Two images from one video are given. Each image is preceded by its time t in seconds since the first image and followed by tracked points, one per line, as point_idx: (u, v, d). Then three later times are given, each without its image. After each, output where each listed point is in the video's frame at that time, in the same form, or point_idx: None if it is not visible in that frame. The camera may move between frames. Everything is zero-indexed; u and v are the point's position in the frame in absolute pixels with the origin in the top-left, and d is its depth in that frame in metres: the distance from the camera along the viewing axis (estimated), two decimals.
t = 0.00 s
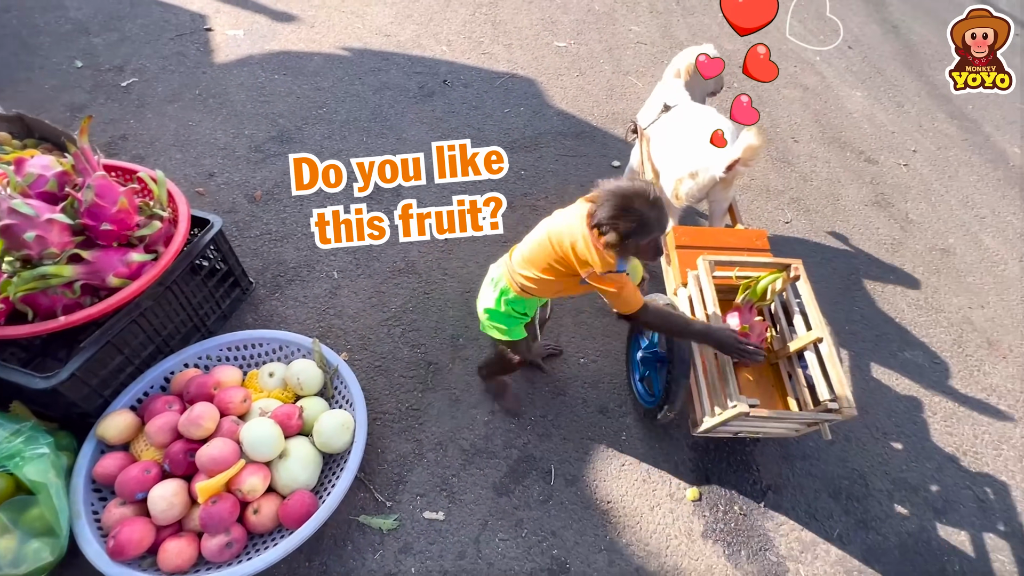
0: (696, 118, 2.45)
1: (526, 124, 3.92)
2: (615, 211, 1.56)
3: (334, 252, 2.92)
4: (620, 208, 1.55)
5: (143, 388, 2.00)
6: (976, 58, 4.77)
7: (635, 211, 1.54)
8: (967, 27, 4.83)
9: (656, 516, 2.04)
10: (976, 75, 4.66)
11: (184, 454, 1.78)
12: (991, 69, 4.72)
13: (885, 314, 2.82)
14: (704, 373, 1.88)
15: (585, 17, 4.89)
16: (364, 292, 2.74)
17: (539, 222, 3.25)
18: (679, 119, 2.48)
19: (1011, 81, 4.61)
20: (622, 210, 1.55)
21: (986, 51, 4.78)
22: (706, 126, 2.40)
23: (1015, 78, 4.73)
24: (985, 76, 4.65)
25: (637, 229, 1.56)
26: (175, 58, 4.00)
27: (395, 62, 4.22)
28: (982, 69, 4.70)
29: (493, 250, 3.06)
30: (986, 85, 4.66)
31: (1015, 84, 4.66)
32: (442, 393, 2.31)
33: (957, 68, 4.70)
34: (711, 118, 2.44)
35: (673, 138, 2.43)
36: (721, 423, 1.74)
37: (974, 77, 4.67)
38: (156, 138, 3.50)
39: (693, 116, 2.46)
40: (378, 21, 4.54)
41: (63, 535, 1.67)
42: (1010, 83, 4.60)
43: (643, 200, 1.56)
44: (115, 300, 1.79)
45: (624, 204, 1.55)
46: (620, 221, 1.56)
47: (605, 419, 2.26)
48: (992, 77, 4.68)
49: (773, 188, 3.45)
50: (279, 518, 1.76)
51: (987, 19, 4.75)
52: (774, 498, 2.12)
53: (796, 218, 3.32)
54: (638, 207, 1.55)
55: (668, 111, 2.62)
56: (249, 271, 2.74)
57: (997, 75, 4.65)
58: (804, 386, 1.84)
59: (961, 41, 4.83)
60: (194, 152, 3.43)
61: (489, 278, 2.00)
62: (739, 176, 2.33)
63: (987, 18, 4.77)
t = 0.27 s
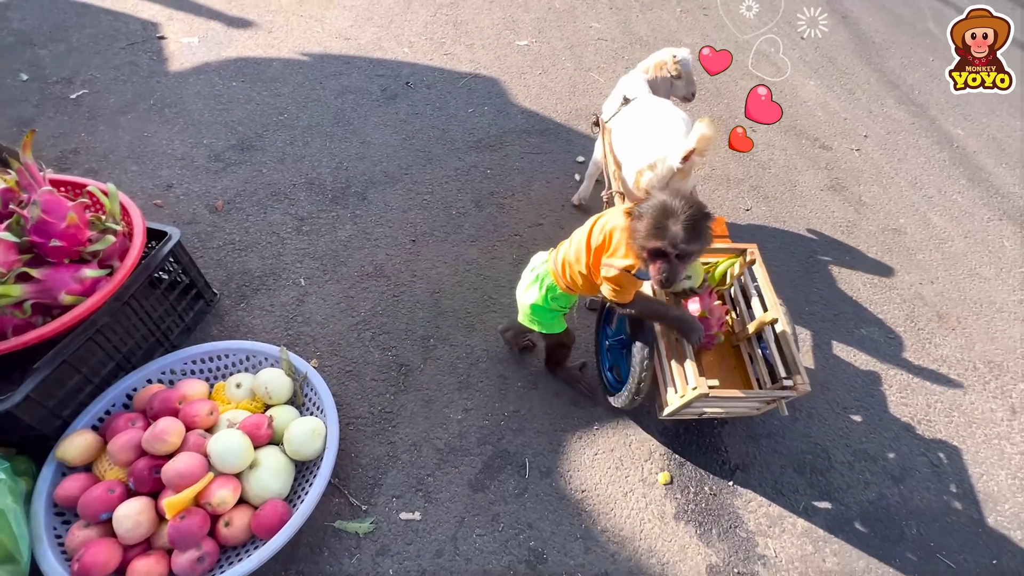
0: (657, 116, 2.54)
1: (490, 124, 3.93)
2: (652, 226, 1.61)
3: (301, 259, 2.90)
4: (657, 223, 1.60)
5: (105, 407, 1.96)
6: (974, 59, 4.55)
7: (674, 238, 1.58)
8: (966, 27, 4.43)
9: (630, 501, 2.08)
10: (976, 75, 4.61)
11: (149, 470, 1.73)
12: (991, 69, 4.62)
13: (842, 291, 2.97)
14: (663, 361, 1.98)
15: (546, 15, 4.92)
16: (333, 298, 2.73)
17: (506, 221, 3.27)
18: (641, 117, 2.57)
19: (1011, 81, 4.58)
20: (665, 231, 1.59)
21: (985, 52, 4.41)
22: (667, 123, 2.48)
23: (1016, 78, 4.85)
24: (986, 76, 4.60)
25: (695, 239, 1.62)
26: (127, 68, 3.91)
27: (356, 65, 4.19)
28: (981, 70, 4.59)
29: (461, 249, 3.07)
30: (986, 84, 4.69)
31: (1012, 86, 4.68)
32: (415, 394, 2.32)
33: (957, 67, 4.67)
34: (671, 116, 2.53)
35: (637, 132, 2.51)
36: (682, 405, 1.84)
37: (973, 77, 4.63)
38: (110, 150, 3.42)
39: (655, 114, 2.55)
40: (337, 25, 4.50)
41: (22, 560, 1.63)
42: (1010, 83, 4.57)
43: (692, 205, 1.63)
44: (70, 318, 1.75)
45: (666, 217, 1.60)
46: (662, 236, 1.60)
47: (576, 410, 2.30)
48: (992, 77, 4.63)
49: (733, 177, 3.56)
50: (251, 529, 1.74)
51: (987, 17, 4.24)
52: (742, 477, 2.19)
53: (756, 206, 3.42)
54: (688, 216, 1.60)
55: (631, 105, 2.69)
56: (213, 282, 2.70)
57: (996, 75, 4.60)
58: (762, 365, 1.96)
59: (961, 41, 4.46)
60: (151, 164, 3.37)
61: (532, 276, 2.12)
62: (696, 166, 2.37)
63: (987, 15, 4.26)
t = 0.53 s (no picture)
0: (629, 109, 2.58)
1: (466, 123, 3.93)
2: (708, 236, 1.70)
3: (278, 264, 2.87)
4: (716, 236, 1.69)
5: (79, 422, 1.91)
6: (975, 59, 4.99)
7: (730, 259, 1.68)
8: (966, 28, 5.00)
9: (614, 492, 2.10)
10: (976, 74, 4.87)
11: (126, 483, 1.68)
12: (991, 69, 4.96)
13: (815, 277, 3.03)
14: (642, 352, 2.01)
15: (518, 14, 4.94)
16: (311, 302, 2.71)
17: (484, 219, 3.28)
18: (614, 111, 2.61)
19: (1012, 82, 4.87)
20: (722, 248, 1.69)
21: (985, 52, 4.97)
22: (638, 116, 2.52)
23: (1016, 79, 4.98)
24: (984, 76, 4.88)
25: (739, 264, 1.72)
26: (92, 76, 3.84)
27: (328, 68, 4.16)
28: (981, 70, 4.94)
29: (440, 248, 3.07)
30: (987, 85, 4.90)
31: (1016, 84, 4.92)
32: (398, 395, 2.32)
33: (958, 68, 4.92)
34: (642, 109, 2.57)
35: (609, 127, 2.56)
36: (661, 394, 1.88)
37: (974, 77, 4.88)
38: (77, 161, 3.35)
39: (627, 107, 2.58)
40: (308, 28, 4.46)
41: None
42: (1011, 83, 4.85)
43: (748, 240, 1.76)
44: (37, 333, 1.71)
45: (726, 236, 1.71)
46: (715, 250, 1.69)
47: (559, 405, 2.33)
48: (991, 77, 4.92)
49: (707, 169, 3.61)
50: (234, 538, 1.71)
51: (987, 18, 4.86)
52: (723, 463, 2.23)
53: (730, 196, 3.47)
54: (744, 244, 1.72)
55: (606, 99, 2.73)
56: (188, 292, 2.66)
57: (997, 76, 4.90)
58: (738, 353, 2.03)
59: (963, 41, 5.04)
60: (120, 173, 3.31)
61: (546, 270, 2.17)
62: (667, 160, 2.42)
63: (987, 18, 4.88)
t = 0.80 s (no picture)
0: (613, 106, 2.60)
1: (453, 123, 3.93)
2: (748, 266, 1.71)
3: (267, 268, 2.86)
4: (756, 269, 1.71)
5: (67, 431, 1.88)
6: (975, 58, 5.07)
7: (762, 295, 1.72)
8: (966, 28, 5.09)
9: (608, 486, 2.12)
10: (976, 74, 4.92)
11: (116, 491, 1.65)
12: (992, 69, 5.00)
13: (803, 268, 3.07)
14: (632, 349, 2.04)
15: (504, 13, 4.94)
16: (301, 305, 2.70)
17: (474, 218, 3.28)
18: (599, 109, 2.63)
19: (1012, 81, 4.88)
20: (760, 283, 1.71)
21: (984, 52, 5.07)
22: (624, 113, 2.54)
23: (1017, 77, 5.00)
24: (985, 75, 4.93)
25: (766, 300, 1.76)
26: (74, 83, 3.80)
27: (314, 70, 4.14)
28: (981, 69, 4.99)
29: (430, 248, 3.07)
30: (987, 85, 4.93)
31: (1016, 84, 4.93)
32: (390, 396, 2.31)
33: (958, 68, 4.96)
34: (629, 106, 2.60)
35: (596, 125, 2.58)
36: (652, 391, 1.92)
37: (974, 76, 4.93)
38: (60, 168, 3.31)
39: (613, 104, 2.61)
40: (293, 31, 4.44)
41: None
42: (1011, 82, 4.88)
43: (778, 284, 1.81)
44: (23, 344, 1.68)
45: (761, 272, 1.72)
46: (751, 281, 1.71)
47: (551, 402, 2.34)
48: (991, 77, 4.95)
49: (694, 164, 3.63)
50: (228, 543, 1.69)
51: (988, 19, 4.97)
52: (715, 455, 2.25)
53: (717, 191, 3.50)
54: (778, 285, 1.76)
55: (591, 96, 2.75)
56: (176, 298, 2.64)
57: (997, 75, 4.92)
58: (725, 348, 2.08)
59: (961, 41, 5.13)
60: (104, 180, 3.27)
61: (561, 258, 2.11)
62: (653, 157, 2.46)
63: (987, 18, 4.99)
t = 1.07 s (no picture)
0: (611, 100, 2.62)
1: (451, 123, 3.94)
2: (761, 287, 1.76)
3: (266, 270, 2.86)
4: (770, 291, 1.76)
5: (69, 432, 1.89)
6: (976, 59, 5.01)
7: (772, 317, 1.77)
8: (968, 28, 4.98)
9: (608, 482, 2.13)
10: (977, 75, 4.89)
11: (119, 492, 1.66)
12: (992, 69, 4.97)
13: (798, 263, 3.11)
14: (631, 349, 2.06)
15: (500, 13, 4.95)
16: (301, 306, 2.70)
17: (472, 218, 3.29)
18: (596, 103, 2.65)
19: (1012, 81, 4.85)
20: (771, 304, 1.76)
21: (985, 52, 4.99)
22: (621, 107, 2.57)
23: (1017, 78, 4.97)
24: (985, 76, 4.90)
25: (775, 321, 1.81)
26: (70, 85, 3.80)
27: (311, 72, 4.15)
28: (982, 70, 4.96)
29: (428, 248, 3.08)
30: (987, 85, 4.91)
31: (1016, 84, 4.90)
32: (391, 394, 2.33)
33: (959, 68, 4.93)
34: (624, 101, 2.63)
35: (593, 120, 2.60)
36: (649, 394, 1.95)
37: (975, 77, 4.90)
38: (57, 171, 3.31)
39: (609, 100, 2.64)
40: (289, 32, 4.44)
41: None
42: (1011, 83, 4.84)
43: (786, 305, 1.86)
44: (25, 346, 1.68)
45: (774, 295, 1.77)
46: (763, 302, 1.76)
47: (551, 399, 2.36)
48: (991, 77, 4.93)
49: (691, 162, 3.65)
50: (231, 542, 1.70)
51: (988, 19, 4.87)
52: (714, 450, 2.27)
53: (714, 188, 3.51)
54: (787, 307, 1.81)
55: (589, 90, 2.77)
56: (175, 299, 2.64)
57: (997, 75, 4.90)
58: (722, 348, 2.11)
59: (962, 41, 5.04)
60: (102, 183, 3.28)
61: (569, 260, 2.11)
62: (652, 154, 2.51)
63: (988, 19, 4.88)
